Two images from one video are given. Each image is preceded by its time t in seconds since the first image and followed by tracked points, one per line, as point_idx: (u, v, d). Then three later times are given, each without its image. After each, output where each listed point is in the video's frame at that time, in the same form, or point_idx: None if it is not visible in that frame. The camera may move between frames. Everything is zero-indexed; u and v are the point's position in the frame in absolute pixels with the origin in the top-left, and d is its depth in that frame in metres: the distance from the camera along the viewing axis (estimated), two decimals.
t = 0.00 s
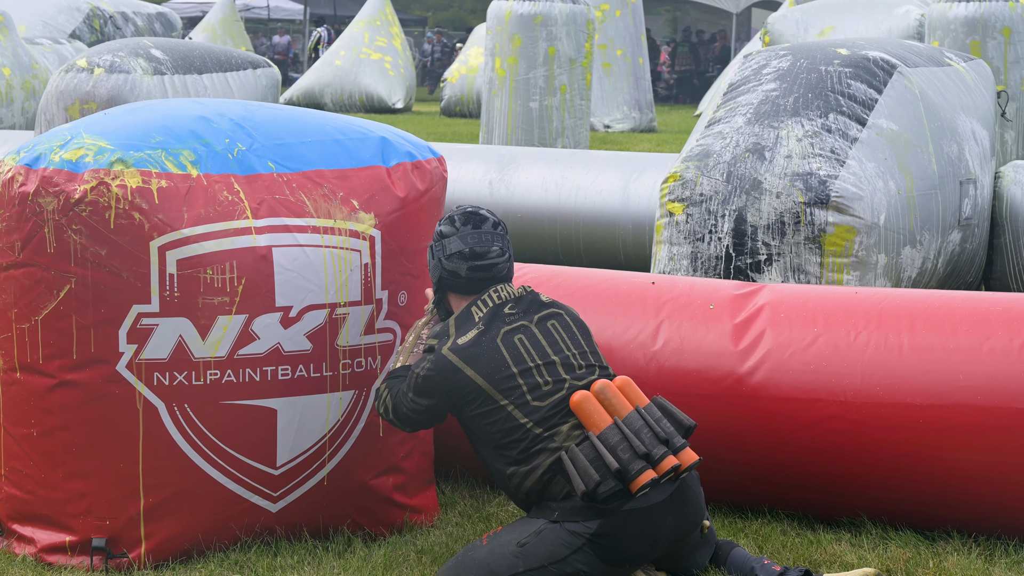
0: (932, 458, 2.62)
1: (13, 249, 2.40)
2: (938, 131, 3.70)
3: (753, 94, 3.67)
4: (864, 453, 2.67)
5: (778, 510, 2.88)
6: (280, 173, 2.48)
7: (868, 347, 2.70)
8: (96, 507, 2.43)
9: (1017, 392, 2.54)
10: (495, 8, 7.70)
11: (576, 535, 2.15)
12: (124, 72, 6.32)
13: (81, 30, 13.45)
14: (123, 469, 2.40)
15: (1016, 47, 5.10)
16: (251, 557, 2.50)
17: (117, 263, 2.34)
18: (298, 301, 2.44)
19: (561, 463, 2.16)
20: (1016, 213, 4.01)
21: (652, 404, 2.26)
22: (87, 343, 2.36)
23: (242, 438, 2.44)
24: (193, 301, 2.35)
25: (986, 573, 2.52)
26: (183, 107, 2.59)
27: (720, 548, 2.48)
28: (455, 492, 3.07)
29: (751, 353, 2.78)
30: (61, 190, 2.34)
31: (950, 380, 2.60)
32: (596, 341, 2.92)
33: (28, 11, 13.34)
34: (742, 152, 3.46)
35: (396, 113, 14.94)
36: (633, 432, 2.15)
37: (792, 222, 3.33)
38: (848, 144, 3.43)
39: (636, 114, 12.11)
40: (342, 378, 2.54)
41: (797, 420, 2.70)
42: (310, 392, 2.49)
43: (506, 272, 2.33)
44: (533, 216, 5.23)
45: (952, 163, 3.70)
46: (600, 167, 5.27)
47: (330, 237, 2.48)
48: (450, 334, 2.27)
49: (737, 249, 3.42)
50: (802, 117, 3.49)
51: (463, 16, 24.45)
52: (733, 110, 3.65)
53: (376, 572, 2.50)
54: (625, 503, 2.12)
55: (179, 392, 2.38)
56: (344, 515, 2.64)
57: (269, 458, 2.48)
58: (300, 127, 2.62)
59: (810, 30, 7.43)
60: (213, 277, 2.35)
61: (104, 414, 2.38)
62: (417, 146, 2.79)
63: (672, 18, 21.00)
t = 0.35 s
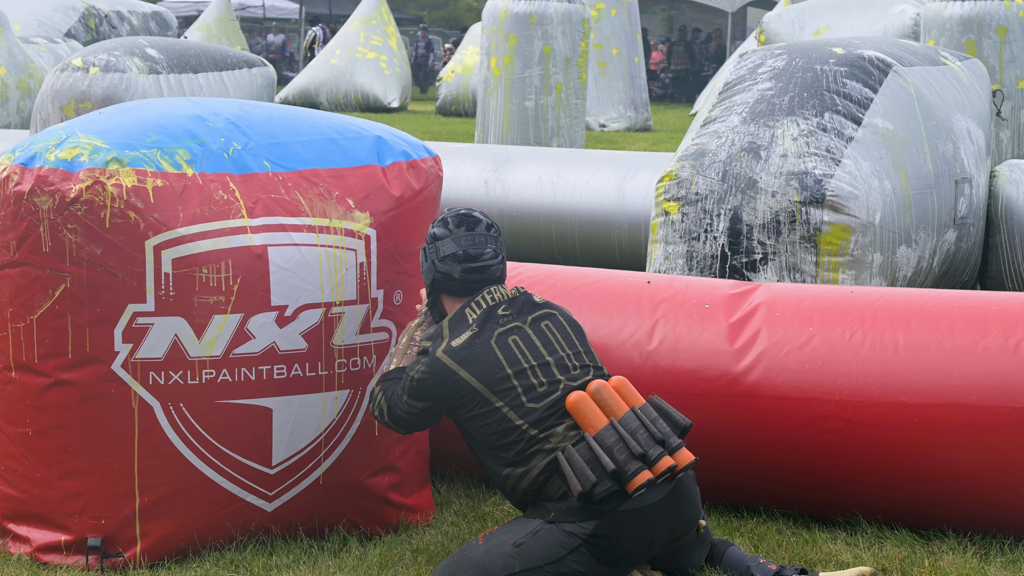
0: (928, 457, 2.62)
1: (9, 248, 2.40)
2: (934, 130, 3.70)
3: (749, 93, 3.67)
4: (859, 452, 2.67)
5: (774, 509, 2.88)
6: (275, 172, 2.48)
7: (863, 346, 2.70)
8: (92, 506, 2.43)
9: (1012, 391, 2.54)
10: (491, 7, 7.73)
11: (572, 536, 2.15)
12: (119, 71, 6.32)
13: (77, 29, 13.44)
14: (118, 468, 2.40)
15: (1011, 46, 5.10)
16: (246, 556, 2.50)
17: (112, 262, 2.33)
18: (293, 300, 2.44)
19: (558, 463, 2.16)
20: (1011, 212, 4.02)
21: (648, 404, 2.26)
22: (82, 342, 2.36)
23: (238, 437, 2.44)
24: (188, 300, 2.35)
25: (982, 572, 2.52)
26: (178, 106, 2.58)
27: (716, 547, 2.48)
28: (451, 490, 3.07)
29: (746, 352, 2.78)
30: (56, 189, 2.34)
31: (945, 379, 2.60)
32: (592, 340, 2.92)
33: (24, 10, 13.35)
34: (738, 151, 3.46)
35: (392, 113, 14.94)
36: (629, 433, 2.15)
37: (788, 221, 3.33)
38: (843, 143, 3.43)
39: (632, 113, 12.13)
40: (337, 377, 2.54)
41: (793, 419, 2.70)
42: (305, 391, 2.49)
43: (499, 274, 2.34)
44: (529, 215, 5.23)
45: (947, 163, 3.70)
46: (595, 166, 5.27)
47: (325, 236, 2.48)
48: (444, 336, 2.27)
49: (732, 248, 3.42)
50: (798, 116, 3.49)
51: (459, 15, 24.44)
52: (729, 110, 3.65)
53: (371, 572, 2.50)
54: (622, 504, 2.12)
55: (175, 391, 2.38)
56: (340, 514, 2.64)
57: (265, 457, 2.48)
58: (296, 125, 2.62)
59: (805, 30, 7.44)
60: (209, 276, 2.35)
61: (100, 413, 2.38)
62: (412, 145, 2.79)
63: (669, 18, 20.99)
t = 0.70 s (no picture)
0: (922, 457, 2.62)
1: (3, 248, 2.40)
2: (928, 130, 3.70)
3: (743, 93, 3.67)
4: (854, 451, 2.67)
5: (768, 508, 2.88)
6: (270, 172, 2.48)
7: (858, 346, 2.71)
8: (86, 506, 2.43)
9: (1006, 391, 2.55)
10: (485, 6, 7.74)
11: (575, 564, 2.16)
12: (114, 71, 6.32)
13: (71, 29, 13.42)
14: (112, 469, 2.40)
15: (1005, 46, 5.11)
16: (241, 556, 2.50)
17: (107, 262, 2.33)
18: (288, 300, 2.44)
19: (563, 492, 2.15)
20: (1006, 212, 4.02)
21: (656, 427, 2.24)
22: (77, 342, 2.36)
23: (232, 437, 2.44)
24: (182, 300, 2.35)
25: (976, 571, 2.52)
26: (173, 106, 2.58)
27: (715, 547, 2.48)
28: (445, 490, 3.07)
29: (741, 352, 2.78)
30: (50, 189, 2.34)
31: (940, 379, 2.60)
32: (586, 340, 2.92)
33: (19, 11, 13.34)
34: (732, 151, 3.47)
35: (387, 113, 14.95)
36: (638, 463, 2.14)
37: (783, 221, 3.33)
38: (838, 143, 3.43)
39: (626, 113, 12.15)
40: (332, 377, 2.54)
41: (788, 419, 2.70)
42: (300, 391, 2.49)
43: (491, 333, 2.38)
44: (524, 215, 5.24)
45: (942, 163, 3.71)
46: (590, 166, 5.27)
47: (320, 236, 2.48)
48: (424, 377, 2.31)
49: (727, 248, 3.42)
50: (792, 116, 3.49)
51: (454, 15, 24.43)
52: (723, 110, 3.65)
53: (366, 572, 2.50)
54: (627, 536, 2.13)
55: (169, 391, 2.38)
56: (334, 515, 2.64)
57: (259, 457, 2.48)
58: (290, 126, 2.62)
59: (800, 30, 7.43)
60: (203, 276, 2.35)
61: (94, 413, 2.38)
62: (406, 145, 2.79)
63: (664, 17, 20.95)
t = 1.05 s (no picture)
0: (913, 457, 2.63)
1: None
2: (920, 130, 3.71)
3: (735, 93, 3.68)
4: (846, 451, 2.68)
5: (760, 508, 2.87)
6: (261, 173, 2.48)
7: (850, 346, 2.71)
8: (78, 507, 2.42)
9: (998, 391, 2.55)
10: (477, 6, 7.72)
11: (542, 533, 2.12)
12: (105, 71, 6.32)
13: (63, 29, 13.41)
14: (104, 469, 2.40)
15: (997, 46, 5.12)
16: (232, 556, 2.50)
17: (98, 262, 2.33)
18: (280, 300, 2.44)
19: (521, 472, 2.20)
20: (997, 212, 4.03)
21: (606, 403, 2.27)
22: (69, 342, 2.36)
23: (224, 438, 2.44)
24: (174, 301, 2.35)
25: (968, 571, 2.51)
26: (164, 106, 2.58)
27: (773, 564, 2.30)
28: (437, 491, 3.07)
29: (733, 352, 2.78)
30: (42, 190, 2.34)
31: (932, 379, 2.60)
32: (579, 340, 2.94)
33: (11, 11, 13.33)
34: (724, 151, 3.47)
35: (379, 113, 14.95)
36: (578, 424, 2.15)
37: (774, 221, 3.33)
38: (829, 143, 3.44)
39: (619, 114, 12.13)
40: (324, 378, 2.53)
41: (780, 419, 2.71)
42: (292, 391, 2.49)
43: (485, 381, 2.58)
44: (516, 215, 5.24)
45: (933, 162, 3.71)
46: (583, 166, 5.27)
47: (311, 236, 2.48)
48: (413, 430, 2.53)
49: (719, 248, 3.42)
50: (784, 116, 3.50)
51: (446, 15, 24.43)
52: (715, 110, 3.66)
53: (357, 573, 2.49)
54: (583, 492, 2.08)
55: (161, 392, 2.38)
56: (326, 515, 2.64)
57: (251, 458, 2.48)
58: (282, 126, 2.62)
59: (791, 30, 7.47)
60: (195, 276, 2.35)
61: (86, 413, 2.38)
62: (398, 146, 2.79)
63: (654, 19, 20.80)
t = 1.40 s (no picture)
0: (908, 456, 2.63)
1: None
2: (915, 130, 3.71)
3: (730, 92, 3.68)
4: (841, 450, 2.68)
5: (755, 508, 2.87)
6: (257, 172, 2.48)
7: (845, 346, 2.71)
8: (74, 506, 2.43)
9: (993, 391, 2.55)
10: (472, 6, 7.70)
11: (555, 478, 2.14)
12: (100, 70, 6.32)
13: (58, 28, 13.44)
14: (100, 469, 2.40)
15: (992, 46, 5.16)
16: (228, 555, 2.50)
17: (93, 262, 2.33)
18: (275, 299, 2.44)
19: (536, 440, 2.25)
20: (992, 211, 4.04)
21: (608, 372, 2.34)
22: (64, 342, 2.36)
23: (220, 437, 2.44)
24: (169, 300, 2.35)
25: (963, 570, 2.50)
26: (159, 105, 2.58)
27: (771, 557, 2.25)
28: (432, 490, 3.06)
29: (728, 351, 2.78)
30: (37, 189, 2.34)
31: (928, 379, 2.60)
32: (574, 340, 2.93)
33: (8, 11, 13.33)
34: (719, 150, 3.47)
35: (375, 112, 14.96)
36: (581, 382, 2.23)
37: (770, 221, 3.33)
38: (825, 143, 3.44)
39: (614, 113, 12.15)
40: (319, 377, 2.53)
41: (775, 418, 2.71)
42: (287, 391, 2.49)
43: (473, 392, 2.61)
44: (511, 214, 5.24)
45: (928, 162, 3.71)
46: (578, 165, 5.27)
47: (307, 235, 2.48)
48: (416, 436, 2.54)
49: (714, 247, 3.42)
50: (779, 116, 3.50)
51: (442, 15, 24.43)
52: (711, 109, 3.66)
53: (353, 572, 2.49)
54: (589, 434, 2.13)
55: (156, 391, 2.38)
56: (322, 514, 2.64)
57: (247, 457, 2.48)
58: (277, 125, 2.62)
59: (787, 30, 7.48)
60: (190, 275, 2.35)
61: (82, 412, 2.38)
62: (393, 145, 2.79)
63: (649, 17, 20.78)
